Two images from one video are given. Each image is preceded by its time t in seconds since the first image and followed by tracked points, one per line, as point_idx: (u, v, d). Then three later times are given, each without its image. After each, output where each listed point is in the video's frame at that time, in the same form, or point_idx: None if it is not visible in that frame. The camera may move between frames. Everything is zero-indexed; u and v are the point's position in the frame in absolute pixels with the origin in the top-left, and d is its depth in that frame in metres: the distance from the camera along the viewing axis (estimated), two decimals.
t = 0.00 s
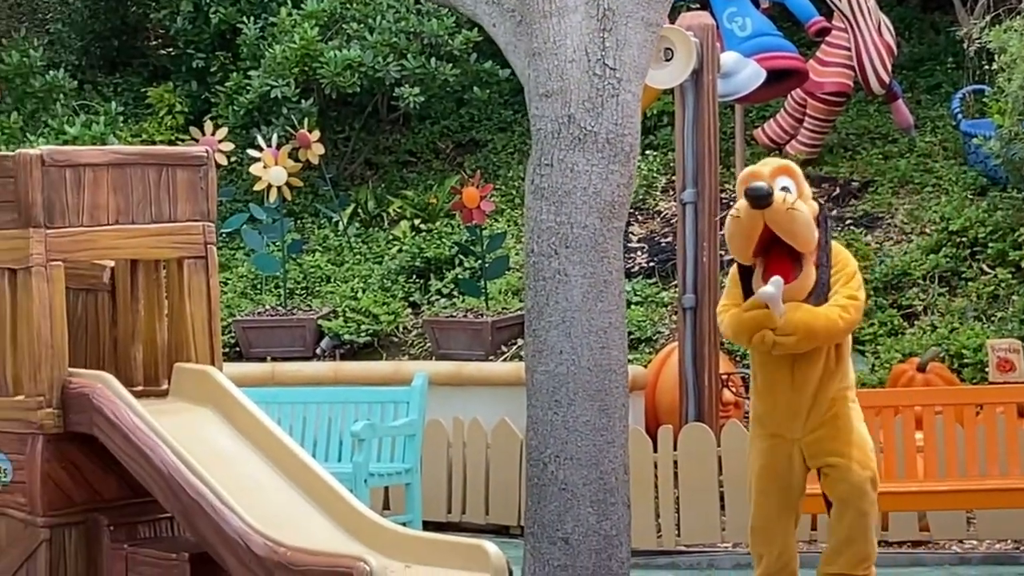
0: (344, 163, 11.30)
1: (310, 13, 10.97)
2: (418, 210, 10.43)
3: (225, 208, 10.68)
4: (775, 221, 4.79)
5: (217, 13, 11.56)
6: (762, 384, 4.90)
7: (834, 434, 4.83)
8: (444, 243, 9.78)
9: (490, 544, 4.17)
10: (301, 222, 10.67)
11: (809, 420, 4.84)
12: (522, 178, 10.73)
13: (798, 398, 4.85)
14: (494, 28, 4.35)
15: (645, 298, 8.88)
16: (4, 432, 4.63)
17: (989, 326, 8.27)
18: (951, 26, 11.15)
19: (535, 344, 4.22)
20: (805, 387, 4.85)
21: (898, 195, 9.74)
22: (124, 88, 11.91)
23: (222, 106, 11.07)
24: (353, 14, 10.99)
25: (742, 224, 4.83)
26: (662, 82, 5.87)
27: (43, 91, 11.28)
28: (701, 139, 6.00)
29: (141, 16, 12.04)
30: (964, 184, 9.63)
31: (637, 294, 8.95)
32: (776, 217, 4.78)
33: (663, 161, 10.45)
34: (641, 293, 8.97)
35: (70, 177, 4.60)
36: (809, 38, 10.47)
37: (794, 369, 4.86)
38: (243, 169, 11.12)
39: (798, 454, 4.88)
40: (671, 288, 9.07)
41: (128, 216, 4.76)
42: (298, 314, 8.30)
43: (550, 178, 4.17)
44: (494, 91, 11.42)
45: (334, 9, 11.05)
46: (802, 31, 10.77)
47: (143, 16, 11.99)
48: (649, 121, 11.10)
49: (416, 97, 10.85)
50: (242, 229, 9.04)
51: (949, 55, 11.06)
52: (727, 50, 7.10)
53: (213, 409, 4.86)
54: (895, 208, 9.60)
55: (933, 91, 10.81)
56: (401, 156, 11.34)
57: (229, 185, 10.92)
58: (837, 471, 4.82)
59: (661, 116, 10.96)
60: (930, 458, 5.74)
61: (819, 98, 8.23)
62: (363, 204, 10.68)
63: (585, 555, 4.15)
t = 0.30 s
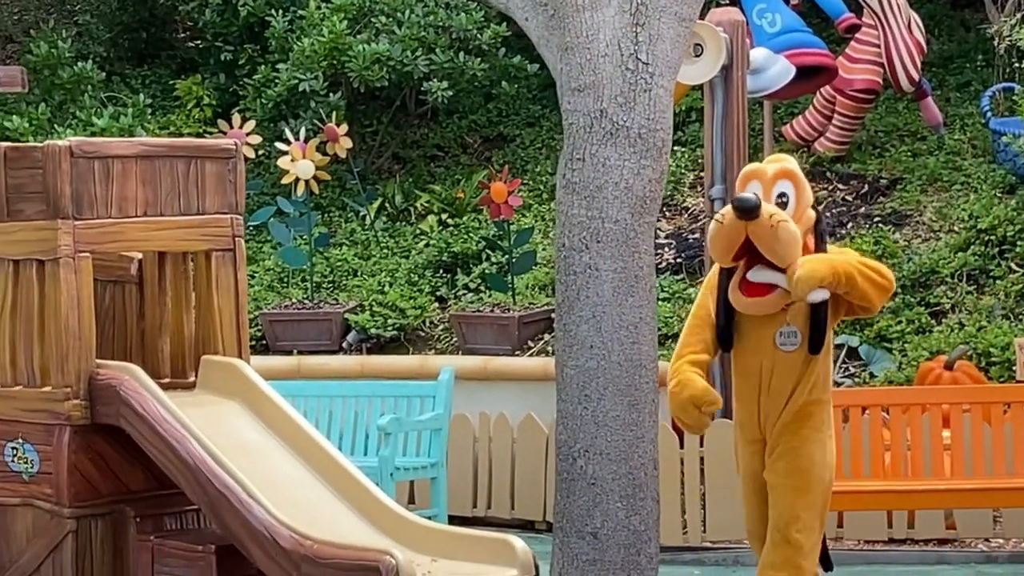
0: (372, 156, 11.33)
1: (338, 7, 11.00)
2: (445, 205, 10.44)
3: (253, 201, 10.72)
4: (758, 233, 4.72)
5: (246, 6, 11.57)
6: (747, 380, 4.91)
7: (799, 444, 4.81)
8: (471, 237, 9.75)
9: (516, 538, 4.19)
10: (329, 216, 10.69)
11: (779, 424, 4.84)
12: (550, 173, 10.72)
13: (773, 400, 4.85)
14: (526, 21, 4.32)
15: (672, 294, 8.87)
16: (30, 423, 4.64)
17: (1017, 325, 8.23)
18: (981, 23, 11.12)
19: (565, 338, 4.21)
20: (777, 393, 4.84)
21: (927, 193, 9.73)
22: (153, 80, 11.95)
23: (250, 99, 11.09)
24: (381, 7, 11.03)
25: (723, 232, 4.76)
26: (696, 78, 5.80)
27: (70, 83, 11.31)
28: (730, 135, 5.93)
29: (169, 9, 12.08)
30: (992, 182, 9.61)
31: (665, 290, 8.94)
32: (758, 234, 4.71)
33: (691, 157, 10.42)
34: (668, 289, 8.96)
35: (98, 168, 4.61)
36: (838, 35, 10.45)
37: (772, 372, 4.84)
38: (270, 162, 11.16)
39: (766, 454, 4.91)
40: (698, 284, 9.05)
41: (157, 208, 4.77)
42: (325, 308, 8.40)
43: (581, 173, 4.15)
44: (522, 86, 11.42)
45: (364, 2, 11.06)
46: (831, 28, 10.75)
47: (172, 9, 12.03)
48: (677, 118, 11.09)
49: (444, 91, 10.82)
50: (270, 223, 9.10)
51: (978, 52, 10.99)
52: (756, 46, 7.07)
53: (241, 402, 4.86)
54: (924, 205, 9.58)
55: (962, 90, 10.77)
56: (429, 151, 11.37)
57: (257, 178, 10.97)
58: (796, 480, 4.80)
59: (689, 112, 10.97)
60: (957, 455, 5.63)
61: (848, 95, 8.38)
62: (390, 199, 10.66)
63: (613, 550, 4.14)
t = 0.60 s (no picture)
0: (378, 154, 11.35)
1: (345, 4, 10.99)
2: (452, 203, 10.45)
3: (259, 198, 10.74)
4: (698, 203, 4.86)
5: (253, 3, 11.58)
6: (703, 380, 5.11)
7: (765, 444, 5.03)
8: (476, 235, 9.75)
9: (523, 536, 4.16)
10: (333, 213, 10.69)
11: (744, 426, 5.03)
12: (556, 172, 10.74)
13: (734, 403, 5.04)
14: (539, 19, 4.21)
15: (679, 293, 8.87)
16: (39, 417, 4.64)
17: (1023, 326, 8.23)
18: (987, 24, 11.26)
19: (576, 336, 4.08)
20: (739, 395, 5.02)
21: (932, 193, 9.77)
22: (159, 77, 11.95)
23: (256, 96, 11.08)
24: (389, 5, 11.02)
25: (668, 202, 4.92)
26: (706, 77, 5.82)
27: (78, 79, 11.28)
28: (736, 134, 5.94)
29: (176, 6, 12.08)
30: (998, 183, 9.62)
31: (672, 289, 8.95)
32: (697, 201, 4.85)
33: (698, 156, 10.46)
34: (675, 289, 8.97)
35: (106, 164, 4.61)
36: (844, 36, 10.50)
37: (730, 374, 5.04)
38: (276, 160, 11.16)
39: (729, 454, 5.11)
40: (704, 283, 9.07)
41: (165, 205, 4.75)
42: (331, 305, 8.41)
43: (594, 171, 4.03)
44: (528, 84, 11.46)
45: None
46: (837, 29, 10.78)
47: (179, 6, 12.01)
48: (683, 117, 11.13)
49: (450, 89, 10.82)
50: (275, 220, 9.12)
51: (985, 53, 11.14)
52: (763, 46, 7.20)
53: (247, 398, 4.86)
54: (929, 205, 9.64)
55: (969, 89, 10.93)
56: (435, 149, 11.40)
57: (263, 175, 10.97)
58: (768, 482, 5.03)
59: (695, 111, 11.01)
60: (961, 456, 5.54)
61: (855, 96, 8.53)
62: (395, 196, 10.69)
63: (624, 548, 4.04)
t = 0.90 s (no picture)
0: (364, 156, 11.34)
1: (331, 6, 10.98)
2: (437, 204, 10.45)
3: (244, 200, 10.74)
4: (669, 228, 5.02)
5: (239, 4, 11.60)
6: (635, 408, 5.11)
7: (708, 454, 5.13)
8: (461, 237, 9.74)
9: (508, 538, 4.15)
10: (319, 214, 10.69)
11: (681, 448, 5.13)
12: (541, 174, 10.75)
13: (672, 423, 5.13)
14: (527, 22, 4.08)
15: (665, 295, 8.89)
16: (23, 418, 4.62)
17: (1006, 330, 8.24)
18: (971, 28, 11.38)
19: (564, 337, 3.96)
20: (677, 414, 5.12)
21: (916, 197, 9.82)
22: (144, 77, 11.94)
23: (242, 97, 11.06)
24: (375, 6, 11.00)
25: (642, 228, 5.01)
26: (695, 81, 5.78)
27: (63, 79, 11.25)
28: (722, 137, 5.95)
29: (162, 6, 12.07)
30: (982, 187, 9.67)
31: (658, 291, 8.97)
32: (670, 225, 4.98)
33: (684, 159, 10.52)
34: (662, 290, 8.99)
35: (92, 164, 4.60)
36: (829, 40, 10.56)
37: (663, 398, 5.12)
38: (262, 161, 11.15)
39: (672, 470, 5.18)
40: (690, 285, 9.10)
41: (151, 206, 4.74)
42: (316, 307, 8.41)
43: (582, 173, 3.91)
44: (514, 87, 11.51)
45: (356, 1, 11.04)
46: (822, 32, 10.84)
47: (164, 6, 12.02)
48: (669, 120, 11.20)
49: (436, 91, 10.83)
50: (260, 220, 9.10)
51: (970, 57, 11.26)
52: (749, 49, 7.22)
53: (233, 399, 4.85)
54: (913, 208, 9.69)
55: (953, 93, 11.03)
56: (420, 150, 11.41)
57: (248, 176, 10.96)
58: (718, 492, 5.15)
59: (681, 114, 11.07)
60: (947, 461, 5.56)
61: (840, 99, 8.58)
62: (381, 198, 10.69)
63: (611, 550, 3.93)
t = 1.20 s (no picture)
0: (337, 159, 11.33)
1: (305, 9, 10.98)
2: (410, 208, 10.46)
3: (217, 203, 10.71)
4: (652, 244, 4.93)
5: (212, 7, 11.57)
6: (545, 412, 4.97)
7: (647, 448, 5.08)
8: (435, 241, 9.74)
9: (482, 541, 4.16)
10: (292, 218, 10.67)
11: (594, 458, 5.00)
12: (514, 178, 10.76)
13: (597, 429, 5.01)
14: (503, 26, 4.06)
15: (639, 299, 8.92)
16: None
17: (977, 333, 8.27)
18: (942, 35, 11.50)
19: (539, 342, 3.95)
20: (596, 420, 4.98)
21: (888, 202, 9.89)
22: (117, 81, 11.91)
23: (215, 100, 11.04)
24: (348, 11, 11.00)
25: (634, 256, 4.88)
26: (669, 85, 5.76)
27: (36, 82, 11.18)
28: (695, 142, 5.99)
29: (135, 9, 12.03)
30: (953, 192, 9.73)
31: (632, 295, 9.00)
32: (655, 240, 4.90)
33: (658, 164, 10.57)
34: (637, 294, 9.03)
35: (66, 168, 4.57)
36: (801, 45, 10.64)
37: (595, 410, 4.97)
38: (235, 164, 11.13)
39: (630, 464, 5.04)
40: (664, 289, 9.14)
41: (125, 209, 4.73)
42: (289, 311, 8.39)
43: (558, 178, 3.90)
44: (487, 91, 11.53)
45: (329, 5, 11.02)
46: (795, 38, 10.91)
47: (137, 9, 12.00)
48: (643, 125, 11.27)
49: (410, 95, 10.84)
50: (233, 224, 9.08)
51: (940, 63, 11.35)
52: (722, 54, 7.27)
53: (206, 404, 4.83)
54: (885, 213, 9.75)
55: (924, 98, 11.12)
56: (394, 154, 11.40)
57: (222, 180, 10.94)
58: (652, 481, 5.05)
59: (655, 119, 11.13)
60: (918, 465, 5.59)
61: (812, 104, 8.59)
62: (355, 202, 10.68)
63: (586, 553, 3.93)
